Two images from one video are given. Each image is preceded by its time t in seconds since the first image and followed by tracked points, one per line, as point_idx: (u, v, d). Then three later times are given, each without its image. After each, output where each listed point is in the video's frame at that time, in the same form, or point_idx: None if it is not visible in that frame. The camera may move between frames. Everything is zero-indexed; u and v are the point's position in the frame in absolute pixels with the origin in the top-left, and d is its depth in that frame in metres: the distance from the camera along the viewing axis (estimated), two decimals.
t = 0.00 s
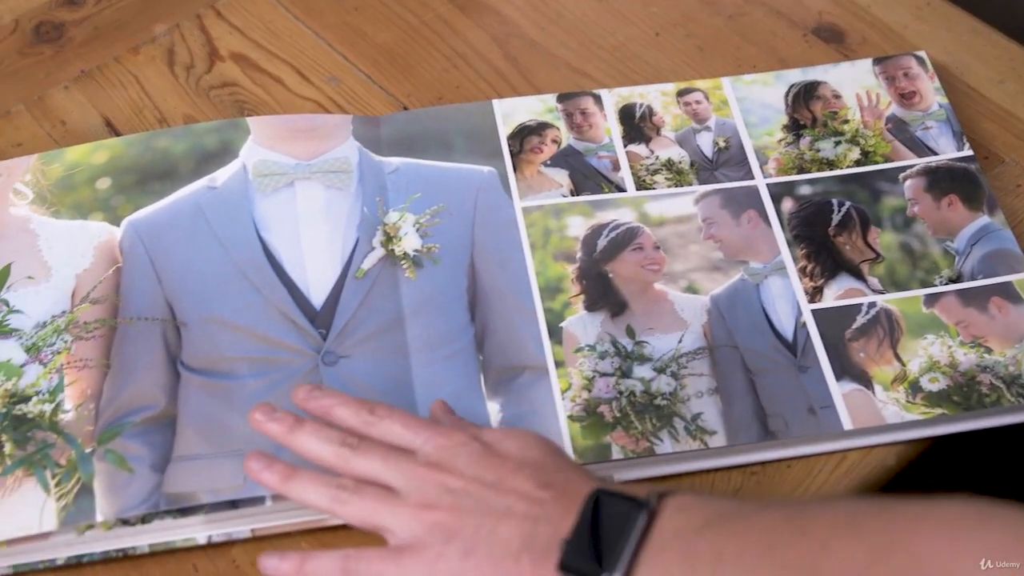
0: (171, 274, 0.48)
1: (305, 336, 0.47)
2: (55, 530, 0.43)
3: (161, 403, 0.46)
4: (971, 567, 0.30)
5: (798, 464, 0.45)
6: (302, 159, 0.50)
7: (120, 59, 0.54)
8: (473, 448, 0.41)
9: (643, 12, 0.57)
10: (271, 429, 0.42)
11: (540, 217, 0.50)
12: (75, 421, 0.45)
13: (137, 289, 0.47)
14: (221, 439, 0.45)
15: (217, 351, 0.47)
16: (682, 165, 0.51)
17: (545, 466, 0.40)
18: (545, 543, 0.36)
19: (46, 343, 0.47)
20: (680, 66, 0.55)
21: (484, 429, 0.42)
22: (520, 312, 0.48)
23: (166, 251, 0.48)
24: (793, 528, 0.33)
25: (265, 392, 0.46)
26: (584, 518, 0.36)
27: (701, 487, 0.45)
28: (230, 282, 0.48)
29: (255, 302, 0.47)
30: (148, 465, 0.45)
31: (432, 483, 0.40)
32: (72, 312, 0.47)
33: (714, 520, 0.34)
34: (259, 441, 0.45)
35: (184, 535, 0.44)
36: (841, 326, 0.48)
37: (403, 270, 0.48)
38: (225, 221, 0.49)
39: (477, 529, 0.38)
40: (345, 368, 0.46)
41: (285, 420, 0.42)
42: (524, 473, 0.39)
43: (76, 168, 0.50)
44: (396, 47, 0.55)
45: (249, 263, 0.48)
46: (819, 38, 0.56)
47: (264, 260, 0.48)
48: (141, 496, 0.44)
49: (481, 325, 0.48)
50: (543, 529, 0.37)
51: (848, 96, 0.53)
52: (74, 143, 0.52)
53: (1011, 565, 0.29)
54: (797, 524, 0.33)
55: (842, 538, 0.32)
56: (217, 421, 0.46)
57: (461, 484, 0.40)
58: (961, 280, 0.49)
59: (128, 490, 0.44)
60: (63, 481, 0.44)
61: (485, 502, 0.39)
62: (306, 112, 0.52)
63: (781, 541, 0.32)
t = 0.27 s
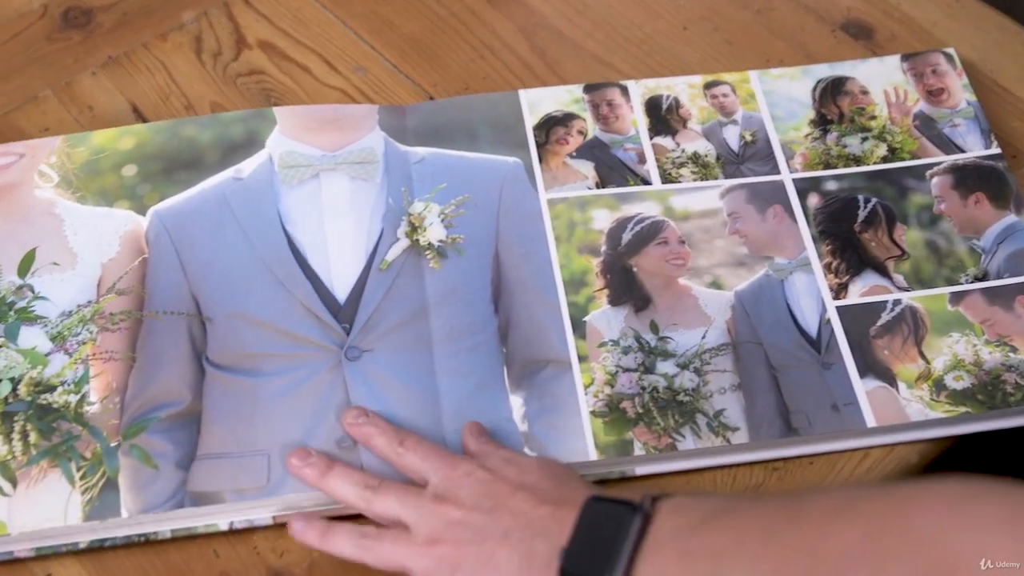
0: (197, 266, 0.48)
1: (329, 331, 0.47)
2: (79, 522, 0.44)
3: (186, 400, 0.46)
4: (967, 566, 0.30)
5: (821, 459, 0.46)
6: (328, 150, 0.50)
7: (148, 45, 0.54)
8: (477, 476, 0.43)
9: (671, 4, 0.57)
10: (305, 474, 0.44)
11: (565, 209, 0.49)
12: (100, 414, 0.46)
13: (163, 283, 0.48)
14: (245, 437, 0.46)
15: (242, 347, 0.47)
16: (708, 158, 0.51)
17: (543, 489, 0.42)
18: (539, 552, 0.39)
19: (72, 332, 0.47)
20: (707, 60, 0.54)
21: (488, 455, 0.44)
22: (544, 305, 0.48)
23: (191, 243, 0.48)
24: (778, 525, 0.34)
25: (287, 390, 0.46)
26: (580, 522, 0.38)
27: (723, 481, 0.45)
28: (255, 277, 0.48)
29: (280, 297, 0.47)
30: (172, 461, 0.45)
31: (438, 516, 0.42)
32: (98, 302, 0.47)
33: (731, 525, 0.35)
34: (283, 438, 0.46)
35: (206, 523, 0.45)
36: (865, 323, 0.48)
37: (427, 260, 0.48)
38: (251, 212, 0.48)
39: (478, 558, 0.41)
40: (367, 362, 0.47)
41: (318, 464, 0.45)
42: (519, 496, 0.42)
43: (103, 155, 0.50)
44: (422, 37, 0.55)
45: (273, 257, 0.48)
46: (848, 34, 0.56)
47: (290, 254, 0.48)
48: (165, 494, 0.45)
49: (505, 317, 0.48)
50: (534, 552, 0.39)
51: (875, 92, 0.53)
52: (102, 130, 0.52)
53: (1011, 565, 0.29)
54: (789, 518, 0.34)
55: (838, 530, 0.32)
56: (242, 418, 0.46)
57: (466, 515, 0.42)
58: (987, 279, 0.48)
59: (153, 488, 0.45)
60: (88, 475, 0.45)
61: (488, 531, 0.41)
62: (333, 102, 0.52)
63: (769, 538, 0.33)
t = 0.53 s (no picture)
0: (221, 262, 0.48)
1: (351, 329, 0.47)
2: (100, 515, 0.45)
3: (207, 396, 0.47)
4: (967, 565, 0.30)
5: (842, 463, 0.45)
6: (353, 147, 0.50)
7: (174, 39, 0.54)
8: (503, 492, 0.42)
9: (697, 4, 0.56)
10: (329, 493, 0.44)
11: (589, 209, 0.49)
12: (122, 408, 0.46)
13: (187, 280, 0.48)
14: (266, 434, 0.46)
15: (264, 343, 0.47)
16: (732, 160, 0.51)
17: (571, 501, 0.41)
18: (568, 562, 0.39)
19: (95, 327, 0.47)
20: (733, 61, 0.54)
21: (514, 469, 0.43)
22: (567, 305, 0.48)
23: (215, 238, 0.48)
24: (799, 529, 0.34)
25: (310, 384, 0.46)
26: (606, 529, 0.38)
27: (743, 485, 0.45)
28: (278, 273, 0.48)
29: (303, 294, 0.47)
30: (194, 458, 0.46)
31: (465, 534, 0.42)
32: (123, 297, 0.48)
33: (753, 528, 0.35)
34: (304, 435, 0.46)
35: (226, 516, 0.45)
36: (888, 327, 0.47)
37: (450, 258, 0.48)
38: (275, 208, 0.49)
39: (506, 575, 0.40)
40: (389, 359, 0.47)
41: (340, 483, 0.44)
42: (546, 510, 0.41)
43: (130, 153, 0.51)
44: (448, 34, 0.55)
45: (297, 256, 0.48)
46: (874, 36, 0.55)
47: (313, 252, 0.48)
48: (186, 488, 0.45)
49: (527, 316, 0.48)
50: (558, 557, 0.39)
51: (901, 95, 0.53)
52: (128, 125, 0.52)
53: (1011, 565, 0.30)
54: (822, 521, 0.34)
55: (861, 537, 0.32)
56: (264, 414, 0.46)
57: (492, 533, 0.41)
58: (1011, 284, 0.48)
59: (175, 483, 0.45)
60: (110, 468, 0.45)
61: (515, 544, 0.41)
62: (358, 98, 0.52)
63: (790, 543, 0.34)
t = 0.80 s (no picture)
0: (244, 256, 0.48)
1: (373, 323, 0.47)
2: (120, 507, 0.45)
3: (229, 388, 0.47)
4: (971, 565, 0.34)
5: (863, 468, 0.45)
6: (377, 143, 0.50)
7: (201, 34, 0.55)
8: (534, 504, 0.42)
9: (723, 6, 0.56)
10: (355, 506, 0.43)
11: (613, 210, 0.49)
12: (144, 399, 0.46)
13: (210, 272, 0.48)
14: (287, 426, 0.46)
15: (286, 335, 0.47)
16: (757, 163, 0.51)
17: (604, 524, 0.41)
18: None
19: (118, 318, 0.48)
20: (758, 63, 0.54)
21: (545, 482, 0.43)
22: (589, 305, 0.48)
23: (239, 232, 0.48)
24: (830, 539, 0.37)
25: (332, 379, 0.47)
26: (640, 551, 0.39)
27: (764, 487, 0.45)
28: (302, 267, 0.48)
29: (326, 288, 0.47)
30: (215, 450, 0.46)
31: (492, 541, 0.41)
32: (146, 289, 0.48)
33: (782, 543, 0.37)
34: (325, 430, 0.46)
35: (247, 511, 0.45)
36: (911, 332, 0.47)
37: (473, 256, 0.48)
38: (299, 203, 0.49)
39: None
40: (411, 355, 0.47)
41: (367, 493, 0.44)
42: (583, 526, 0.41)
43: (155, 145, 0.51)
44: (473, 33, 0.55)
45: (320, 249, 0.48)
46: (901, 41, 0.55)
47: (337, 247, 0.48)
48: (206, 481, 0.45)
49: (549, 315, 0.48)
50: None
51: (927, 100, 0.53)
52: (154, 119, 0.52)
53: (1011, 565, 0.33)
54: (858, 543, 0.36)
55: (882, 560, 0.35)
56: (285, 407, 0.46)
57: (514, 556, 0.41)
58: None
59: (195, 475, 0.45)
60: (132, 459, 0.45)
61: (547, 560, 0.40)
62: (383, 96, 0.52)
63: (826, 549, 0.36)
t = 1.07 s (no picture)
0: (259, 252, 0.48)
1: (387, 317, 0.47)
2: (132, 496, 0.45)
3: (242, 377, 0.47)
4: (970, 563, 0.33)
5: (876, 471, 0.45)
6: (393, 142, 0.50)
7: (217, 32, 0.55)
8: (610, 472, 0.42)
9: (740, 8, 0.56)
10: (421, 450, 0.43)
11: (627, 211, 0.49)
12: (157, 390, 0.46)
13: (223, 264, 0.48)
14: (299, 416, 0.46)
15: (301, 331, 0.47)
16: (773, 165, 0.51)
17: (669, 499, 0.41)
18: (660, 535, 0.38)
19: (132, 311, 0.48)
20: (775, 66, 0.54)
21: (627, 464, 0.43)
22: (603, 305, 0.48)
23: (254, 227, 0.48)
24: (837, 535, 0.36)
25: (344, 371, 0.47)
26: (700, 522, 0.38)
27: (776, 490, 0.45)
28: (316, 261, 0.48)
29: (340, 282, 0.48)
30: (226, 438, 0.46)
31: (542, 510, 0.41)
32: (160, 282, 0.48)
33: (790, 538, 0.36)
34: (337, 425, 0.46)
35: (259, 509, 0.45)
36: (926, 336, 0.47)
37: (488, 256, 0.48)
38: (314, 198, 0.49)
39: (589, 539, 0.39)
40: (425, 351, 0.47)
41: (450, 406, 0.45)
42: (654, 501, 0.40)
43: (170, 141, 0.51)
44: (490, 33, 0.55)
45: (335, 242, 0.48)
46: (917, 45, 0.55)
47: (352, 243, 0.48)
48: (217, 469, 0.45)
49: (563, 315, 0.48)
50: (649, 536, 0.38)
51: (944, 104, 0.52)
52: (169, 116, 0.52)
53: (1011, 565, 0.32)
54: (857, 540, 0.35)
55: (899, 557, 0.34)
56: (297, 397, 0.46)
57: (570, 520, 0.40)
58: None
59: (207, 462, 0.45)
60: (144, 449, 0.45)
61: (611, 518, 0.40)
62: (398, 95, 0.52)
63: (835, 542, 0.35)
